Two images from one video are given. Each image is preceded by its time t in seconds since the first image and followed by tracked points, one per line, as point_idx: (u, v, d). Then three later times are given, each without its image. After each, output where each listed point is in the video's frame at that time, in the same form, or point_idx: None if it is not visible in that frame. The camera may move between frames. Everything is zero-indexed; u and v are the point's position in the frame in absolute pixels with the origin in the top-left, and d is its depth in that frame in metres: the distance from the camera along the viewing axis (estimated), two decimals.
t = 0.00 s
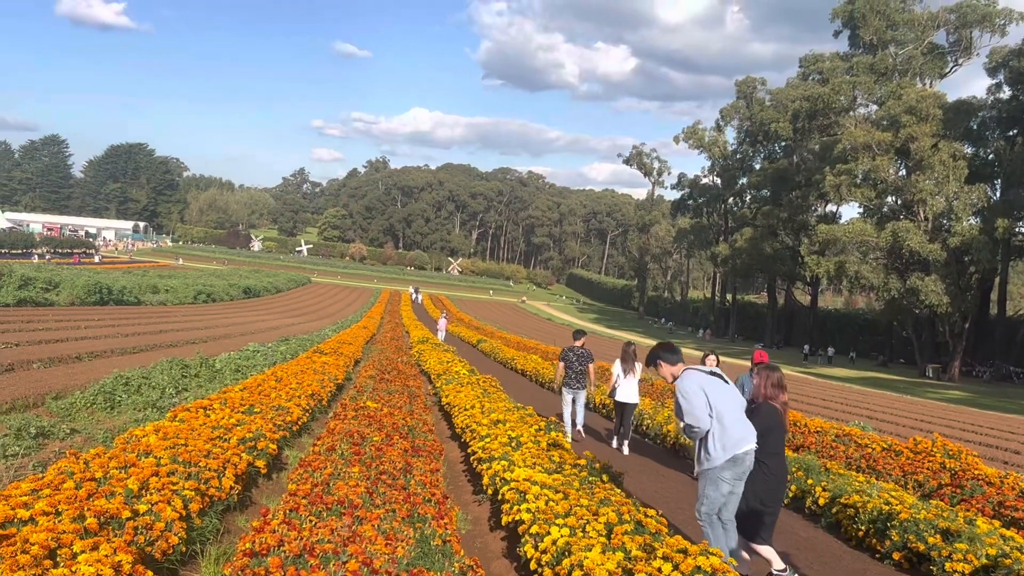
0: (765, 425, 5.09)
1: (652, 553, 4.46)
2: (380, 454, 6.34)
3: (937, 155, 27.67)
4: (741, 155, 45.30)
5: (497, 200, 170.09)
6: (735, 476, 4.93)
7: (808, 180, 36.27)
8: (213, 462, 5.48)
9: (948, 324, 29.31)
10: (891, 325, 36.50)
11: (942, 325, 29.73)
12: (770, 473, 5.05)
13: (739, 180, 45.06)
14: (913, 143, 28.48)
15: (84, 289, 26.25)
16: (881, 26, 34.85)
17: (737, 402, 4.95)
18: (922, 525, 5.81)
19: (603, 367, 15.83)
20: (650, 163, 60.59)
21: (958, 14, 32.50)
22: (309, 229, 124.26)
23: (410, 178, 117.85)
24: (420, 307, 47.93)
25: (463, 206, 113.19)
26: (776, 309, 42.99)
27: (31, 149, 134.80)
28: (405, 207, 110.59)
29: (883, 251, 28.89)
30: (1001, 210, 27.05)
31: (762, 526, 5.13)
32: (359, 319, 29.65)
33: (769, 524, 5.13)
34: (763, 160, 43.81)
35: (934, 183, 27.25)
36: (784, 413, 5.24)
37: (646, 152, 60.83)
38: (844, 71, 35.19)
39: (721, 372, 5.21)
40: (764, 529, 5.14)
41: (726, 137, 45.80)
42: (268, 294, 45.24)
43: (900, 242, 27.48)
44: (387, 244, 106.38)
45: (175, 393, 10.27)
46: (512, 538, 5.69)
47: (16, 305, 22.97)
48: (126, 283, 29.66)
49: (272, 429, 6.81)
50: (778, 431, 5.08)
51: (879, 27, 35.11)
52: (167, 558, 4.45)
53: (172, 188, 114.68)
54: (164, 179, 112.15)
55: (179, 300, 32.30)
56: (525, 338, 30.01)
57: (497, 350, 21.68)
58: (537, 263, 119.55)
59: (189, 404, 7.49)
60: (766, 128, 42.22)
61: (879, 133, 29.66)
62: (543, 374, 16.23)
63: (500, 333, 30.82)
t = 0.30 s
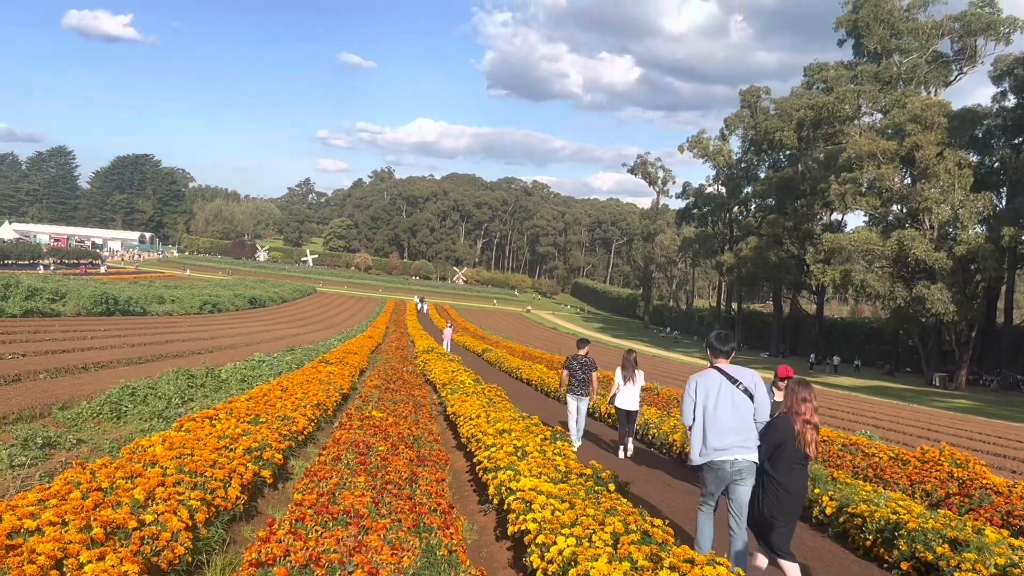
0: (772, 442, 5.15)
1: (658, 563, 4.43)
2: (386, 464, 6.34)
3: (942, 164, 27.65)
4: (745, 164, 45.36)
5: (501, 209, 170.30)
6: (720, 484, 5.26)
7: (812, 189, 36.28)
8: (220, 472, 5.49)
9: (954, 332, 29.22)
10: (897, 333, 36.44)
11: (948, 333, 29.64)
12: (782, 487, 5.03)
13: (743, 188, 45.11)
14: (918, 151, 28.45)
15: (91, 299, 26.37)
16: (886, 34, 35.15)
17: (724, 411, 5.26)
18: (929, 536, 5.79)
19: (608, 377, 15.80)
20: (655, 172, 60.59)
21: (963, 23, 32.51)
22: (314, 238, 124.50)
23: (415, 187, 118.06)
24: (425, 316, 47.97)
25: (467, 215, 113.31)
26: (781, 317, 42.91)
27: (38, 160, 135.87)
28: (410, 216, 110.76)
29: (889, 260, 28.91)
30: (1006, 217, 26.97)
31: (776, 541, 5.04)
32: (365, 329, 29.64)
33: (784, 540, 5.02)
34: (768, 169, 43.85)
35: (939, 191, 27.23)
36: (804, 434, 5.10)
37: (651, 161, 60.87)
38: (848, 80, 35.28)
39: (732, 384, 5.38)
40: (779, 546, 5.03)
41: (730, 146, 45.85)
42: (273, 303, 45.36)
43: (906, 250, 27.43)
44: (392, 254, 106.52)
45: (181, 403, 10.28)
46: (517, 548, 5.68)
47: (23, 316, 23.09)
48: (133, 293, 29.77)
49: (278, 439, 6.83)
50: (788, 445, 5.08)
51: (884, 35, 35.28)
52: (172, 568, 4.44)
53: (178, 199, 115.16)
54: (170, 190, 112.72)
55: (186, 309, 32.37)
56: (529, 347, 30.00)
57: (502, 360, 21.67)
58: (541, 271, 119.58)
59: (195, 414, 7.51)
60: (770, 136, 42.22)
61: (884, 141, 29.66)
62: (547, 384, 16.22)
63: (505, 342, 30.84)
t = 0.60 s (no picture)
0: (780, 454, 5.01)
1: None
2: (390, 476, 6.33)
3: (946, 173, 27.62)
4: (750, 173, 45.34)
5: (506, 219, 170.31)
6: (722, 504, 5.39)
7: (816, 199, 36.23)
8: (224, 484, 5.49)
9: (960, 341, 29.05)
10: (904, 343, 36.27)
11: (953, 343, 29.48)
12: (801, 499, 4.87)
13: (747, 198, 45.10)
14: (923, 160, 28.39)
15: (96, 310, 26.43)
16: (890, 43, 35.52)
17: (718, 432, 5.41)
18: (937, 546, 5.76)
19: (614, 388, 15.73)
20: (659, 182, 60.64)
21: (966, 32, 32.53)
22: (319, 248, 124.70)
23: (419, 197, 118.21)
24: (429, 327, 47.98)
25: (471, 224, 113.36)
26: (787, 327, 42.77)
27: (45, 172, 136.76)
28: (413, 226, 110.87)
29: (894, 269, 28.83)
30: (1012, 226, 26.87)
31: (805, 551, 4.90)
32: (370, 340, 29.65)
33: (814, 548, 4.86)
34: (772, 178, 43.82)
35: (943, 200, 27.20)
36: (810, 446, 4.86)
37: (655, 171, 60.86)
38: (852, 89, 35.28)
39: (731, 407, 5.42)
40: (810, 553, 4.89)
41: (734, 155, 45.86)
42: (278, 314, 45.44)
43: (911, 259, 27.36)
44: (395, 264, 106.56)
45: (186, 415, 10.28)
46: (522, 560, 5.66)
47: (29, 328, 23.17)
48: (139, 305, 29.85)
49: (282, 450, 6.82)
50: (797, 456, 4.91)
51: (887, 45, 35.50)
52: None
53: (183, 211, 115.61)
54: (176, 202, 113.38)
55: (191, 321, 32.37)
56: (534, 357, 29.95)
57: (507, 370, 21.64)
58: (545, 281, 119.44)
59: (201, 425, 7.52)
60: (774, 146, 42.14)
61: (888, 151, 29.64)
62: (553, 395, 16.19)
63: (510, 352, 30.79)
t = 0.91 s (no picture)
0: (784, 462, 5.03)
1: None
2: (393, 487, 6.31)
3: (949, 182, 27.62)
4: (752, 184, 45.38)
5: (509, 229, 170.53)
6: (725, 505, 5.52)
7: (819, 209, 36.23)
8: (226, 496, 5.47)
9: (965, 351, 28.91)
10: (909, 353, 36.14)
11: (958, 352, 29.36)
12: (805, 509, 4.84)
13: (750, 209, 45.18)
14: (926, 169, 28.38)
15: (100, 322, 26.50)
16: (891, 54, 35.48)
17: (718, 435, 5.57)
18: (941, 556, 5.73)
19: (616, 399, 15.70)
20: (662, 192, 60.75)
21: (967, 42, 32.62)
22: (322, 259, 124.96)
23: (422, 208, 118.45)
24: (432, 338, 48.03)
25: (473, 234, 113.48)
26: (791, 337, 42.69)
27: (50, 185, 137.81)
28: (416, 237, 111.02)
29: (898, 279, 28.76)
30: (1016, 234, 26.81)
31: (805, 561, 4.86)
32: (373, 351, 29.60)
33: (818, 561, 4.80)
34: (775, 188, 43.87)
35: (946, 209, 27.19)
36: (809, 454, 4.83)
37: (657, 181, 60.91)
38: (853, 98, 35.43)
39: (732, 411, 5.57)
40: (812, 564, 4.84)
41: (737, 165, 45.92)
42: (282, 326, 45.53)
43: (914, 268, 27.33)
44: (398, 275, 106.66)
45: (189, 426, 10.28)
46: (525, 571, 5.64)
47: (33, 340, 23.28)
48: (143, 317, 29.94)
49: (285, 462, 6.81)
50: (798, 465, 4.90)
51: (888, 55, 35.57)
52: None
53: (187, 222, 116.07)
54: (181, 215, 113.81)
55: (195, 333, 32.37)
56: (537, 367, 29.90)
57: (510, 382, 21.62)
58: (548, 291, 119.39)
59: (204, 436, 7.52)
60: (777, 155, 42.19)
61: (891, 160, 29.65)
62: (555, 406, 16.15)
63: (513, 363, 30.79)
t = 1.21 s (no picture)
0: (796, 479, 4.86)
1: None
2: (389, 507, 6.10)
3: (971, 187, 27.40)
4: (765, 189, 45.06)
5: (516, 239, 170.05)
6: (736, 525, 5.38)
7: (836, 213, 35.98)
8: (213, 517, 5.27)
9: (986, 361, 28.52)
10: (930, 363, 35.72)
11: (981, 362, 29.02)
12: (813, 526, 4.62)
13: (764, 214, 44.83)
14: (946, 173, 28.18)
15: (83, 335, 26.26)
16: (910, 51, 35.37)
17: (736, 459, 5.36)
18: None
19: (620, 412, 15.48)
20: (671, 199, 60.57)
21: (989, 39, 32.45)
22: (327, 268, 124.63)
23: (425, 215, 118.16)
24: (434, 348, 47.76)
25: (477, 243, 113.09)
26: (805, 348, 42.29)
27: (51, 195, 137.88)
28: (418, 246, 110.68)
29: (922, 287, 28.68)
30: None
31: None
32: (372, 364, 29.36)
33: None
34: (787, 194, 43.60)
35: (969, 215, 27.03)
36: (824, 467, 4.68)
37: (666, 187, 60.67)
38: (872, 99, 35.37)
39: (748, 432, 5.42)
40: None
41: (748, 170, 45.68)
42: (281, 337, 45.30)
43: (937, 275, 27.22)
44: (398, 284, 106.33)
45: (175, 444, 10.10)
46: None
47: (13, 353, 22.99)
48: (127, 330, 29.76)
49: (277, 481, 6.61)
50: (811, 480, 4.73)
51: (908, 52, 35.37)
52: None
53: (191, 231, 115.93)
54: (167, 222, 114.08)
55: (183, 344, 32.21)
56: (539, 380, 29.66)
57: (512, 395, 21.39)
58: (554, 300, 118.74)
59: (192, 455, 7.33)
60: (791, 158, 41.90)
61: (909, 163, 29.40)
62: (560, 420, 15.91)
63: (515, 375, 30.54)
